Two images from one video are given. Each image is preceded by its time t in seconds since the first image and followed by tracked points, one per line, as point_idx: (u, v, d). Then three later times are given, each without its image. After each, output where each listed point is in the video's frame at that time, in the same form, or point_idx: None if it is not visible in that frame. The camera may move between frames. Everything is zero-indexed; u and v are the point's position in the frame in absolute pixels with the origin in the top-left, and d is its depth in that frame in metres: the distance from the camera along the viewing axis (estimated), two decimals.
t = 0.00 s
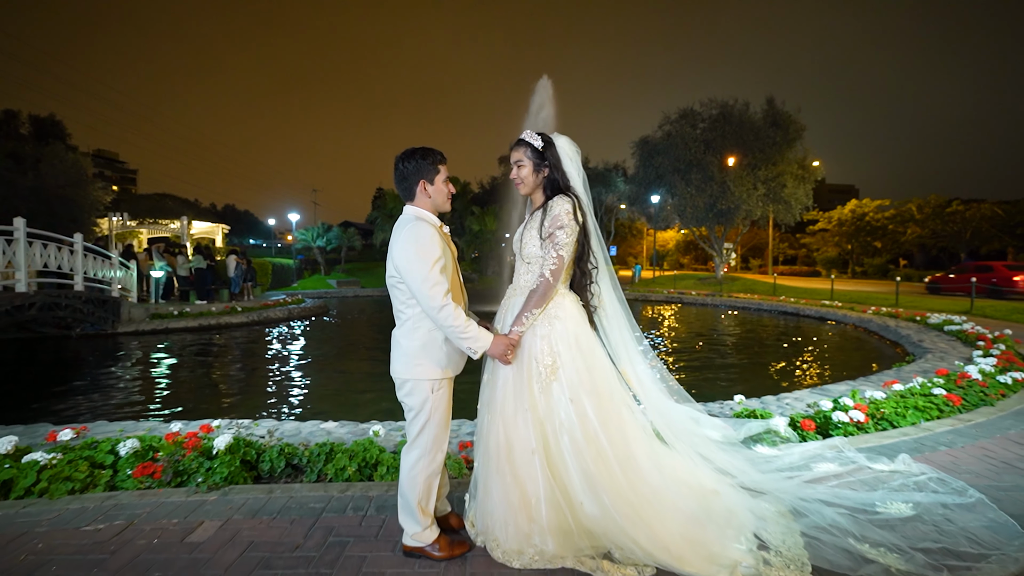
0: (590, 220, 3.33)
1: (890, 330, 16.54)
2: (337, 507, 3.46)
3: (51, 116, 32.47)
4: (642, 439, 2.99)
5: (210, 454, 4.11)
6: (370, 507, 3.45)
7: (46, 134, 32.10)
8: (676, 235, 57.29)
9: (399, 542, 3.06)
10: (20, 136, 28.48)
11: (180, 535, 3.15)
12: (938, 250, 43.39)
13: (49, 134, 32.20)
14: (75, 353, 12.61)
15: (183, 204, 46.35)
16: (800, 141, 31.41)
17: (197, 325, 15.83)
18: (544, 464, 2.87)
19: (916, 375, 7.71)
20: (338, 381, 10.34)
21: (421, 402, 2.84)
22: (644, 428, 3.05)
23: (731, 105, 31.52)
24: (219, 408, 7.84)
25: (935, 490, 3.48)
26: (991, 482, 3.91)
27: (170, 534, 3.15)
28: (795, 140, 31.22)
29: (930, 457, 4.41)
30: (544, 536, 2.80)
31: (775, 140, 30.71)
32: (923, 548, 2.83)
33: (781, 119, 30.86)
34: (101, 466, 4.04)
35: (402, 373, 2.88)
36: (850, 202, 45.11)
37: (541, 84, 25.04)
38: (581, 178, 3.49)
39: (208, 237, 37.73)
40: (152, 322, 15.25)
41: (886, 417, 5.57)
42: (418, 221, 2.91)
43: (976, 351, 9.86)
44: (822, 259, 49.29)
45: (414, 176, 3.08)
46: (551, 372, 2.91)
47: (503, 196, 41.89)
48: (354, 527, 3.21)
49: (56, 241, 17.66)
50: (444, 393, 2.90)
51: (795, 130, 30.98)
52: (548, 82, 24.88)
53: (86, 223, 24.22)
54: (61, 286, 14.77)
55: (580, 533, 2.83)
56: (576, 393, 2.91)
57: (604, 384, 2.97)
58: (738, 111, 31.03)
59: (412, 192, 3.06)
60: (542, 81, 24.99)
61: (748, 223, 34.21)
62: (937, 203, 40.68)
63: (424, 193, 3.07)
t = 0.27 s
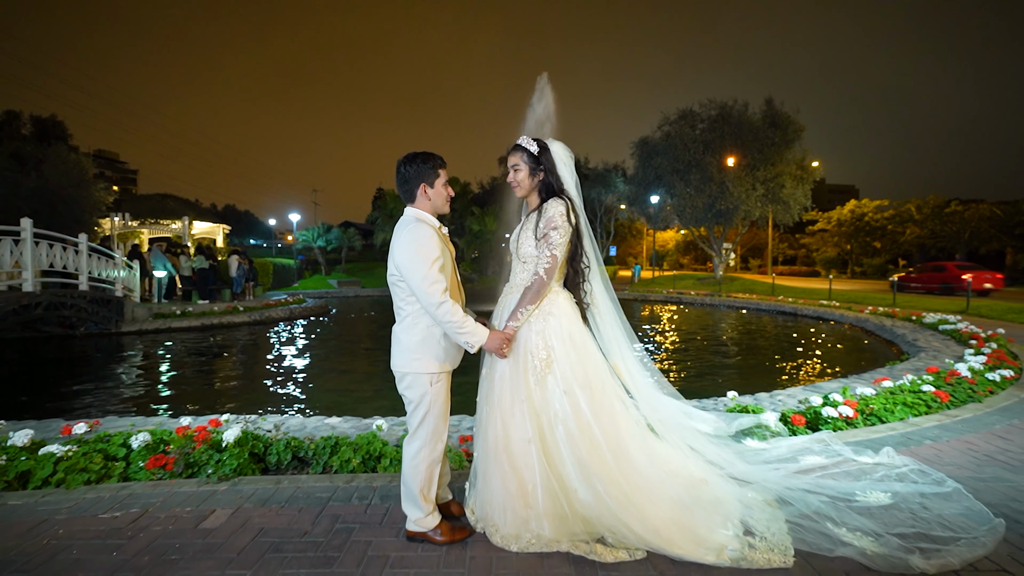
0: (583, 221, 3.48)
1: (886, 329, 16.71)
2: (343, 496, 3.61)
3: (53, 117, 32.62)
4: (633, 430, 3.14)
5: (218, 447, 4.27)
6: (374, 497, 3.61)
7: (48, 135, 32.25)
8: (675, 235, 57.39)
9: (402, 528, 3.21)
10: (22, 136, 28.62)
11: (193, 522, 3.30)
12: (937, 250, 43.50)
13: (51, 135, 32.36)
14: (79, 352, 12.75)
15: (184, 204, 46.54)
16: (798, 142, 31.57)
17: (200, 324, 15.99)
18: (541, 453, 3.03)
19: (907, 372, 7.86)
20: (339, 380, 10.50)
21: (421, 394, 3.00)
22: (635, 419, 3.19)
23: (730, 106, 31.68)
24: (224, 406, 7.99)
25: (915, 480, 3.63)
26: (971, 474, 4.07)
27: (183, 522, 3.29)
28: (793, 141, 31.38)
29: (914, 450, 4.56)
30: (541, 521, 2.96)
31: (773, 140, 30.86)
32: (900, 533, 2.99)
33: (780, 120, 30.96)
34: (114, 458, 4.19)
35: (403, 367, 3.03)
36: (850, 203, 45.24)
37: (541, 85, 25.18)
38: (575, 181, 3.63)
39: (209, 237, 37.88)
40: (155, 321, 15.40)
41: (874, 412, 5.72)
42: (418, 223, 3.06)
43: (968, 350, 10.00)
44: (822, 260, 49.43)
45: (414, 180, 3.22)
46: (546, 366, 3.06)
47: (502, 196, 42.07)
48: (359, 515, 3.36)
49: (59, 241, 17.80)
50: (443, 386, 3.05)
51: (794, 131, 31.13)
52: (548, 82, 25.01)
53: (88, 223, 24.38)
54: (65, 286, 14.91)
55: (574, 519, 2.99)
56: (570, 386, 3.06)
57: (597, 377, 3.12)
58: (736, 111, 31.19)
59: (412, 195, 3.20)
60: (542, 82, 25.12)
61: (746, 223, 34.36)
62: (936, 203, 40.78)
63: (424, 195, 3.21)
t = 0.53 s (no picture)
0: (576, 222, 3.63)
1: (882, 329, 16.89)
2: (349, 486, 3.77)
3: (54, 117, 32.78)
4: (626, 421, 3.29)
5: (228, 440, 4.43)
6: (379, 486, 3.77)
7: (50, 136, 32.40)
8: (675, 235, 57.58)
9: (406, 515, 3.37)
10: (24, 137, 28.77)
11: (207, 510, 3.46)
12: (936, 250, 43.64)
13: (53, 135, 32.51)
14: (84, 351, 12.91)
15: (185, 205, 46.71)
16: (797, 142, 31.73)
17: (202, 324, 16.15)
18: (537, 443, 3.20)
19: (898, 370, 8.02)
20: (342, 379, 10.66)
21: (422, 387, 3.16)
22: (627, 411, 3.35)
23: (729, 106, 31.84)
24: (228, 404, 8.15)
25: (894, 471, 3.81)
26: (951, 466, 4.24)
27: (198, 509, 3.46)
28: (792, 142, 31.53)
29: (900, 445, 4.72)
30: (538, 508, 3.13)
31: (772, 141, 31.00)
32: (875, 518, 3.19)
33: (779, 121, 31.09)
34: (127, 451, 4.35)
35: (404, 361, 3.19)
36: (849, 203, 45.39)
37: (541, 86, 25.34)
38: (568, 184, 3.78)
39: (210, 237, 38.04)
40: (158, 321, 15.56)
41: (863, 408, 5.88)
42: (418, 225, 3.22)
43: (960, 348, 10.17)
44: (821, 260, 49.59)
45: (415, 184, 3.37)
46: (541, 360, 3.22)
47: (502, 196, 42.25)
48: (365, 503, 3.52)
49: (62, 241, 17.95)
50: (443, 379, 3.22)
51: (792, 131, 31.28)
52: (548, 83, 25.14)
53: (90, 223, 24.54)
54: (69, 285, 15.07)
55: (569, 505, 3.16)
56: (564, 379, 3.22)
57: (590, 372, 3.28)
58: (735, 112, 31.37)
59: (413, 199, 3.36)
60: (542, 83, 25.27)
61: (745, 223, 34.53)
62: (935, 203, 40.92)
63: (425, 199, 3.36)
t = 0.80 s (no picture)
0: (570, 224, 3.80)
1: (878, 328, 17.07)
2: (354, 477, 3.94)
3: (56, 118, 32.93)
4: (617, 413, 3.46)
5: (237, 434, 4.60)
6: (383, 477, 3.93)
7: (52, 137, 32.55)
8: (675, 235, 57.75)
9: (409, 503, 3.55)
10: (26, 138, 28.93)
11: (220, 498, 3.63)
12: (935, 250, 43.79)
13: (54, 136, 32.66)
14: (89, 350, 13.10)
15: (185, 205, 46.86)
16: (795, 143, 31.88)
17: (205, 324, 16.31)
18: (533, 434, 3.37)
19: (889, 368, 8.20)
20: (344, 379, 10.83)
21: (424, 381, 3.33)
22: (618, 404, 3.52)
23: (728, 107, 32.01)
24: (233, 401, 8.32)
25: (875, 462, 3.99)
26: (933, 458, 4.41)
27: (211, 498, 3.63)
28: (790, 142, 31.69)
29: (885, 438, 4.90)
30: (534, 495, 3.30)
31: (770, 141, 31.14)
32: (852, 505, 3.37)
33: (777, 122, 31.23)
34: (140, 444, 4.52)
35: (406, 357, 3.36)
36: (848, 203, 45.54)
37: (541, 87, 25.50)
38: (562, 187, 3.95)
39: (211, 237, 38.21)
40: (161, 320, 15.74)
41: (852, 404, 6.05)
42: (419, 228, 3.39)
43: (951, 347, 10.35)
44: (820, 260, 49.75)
45: (416, 188, 3.52)
46: (536, 356, 3.39)
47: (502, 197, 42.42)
48: (369, 492, 3.69)
49: (66, 241, 18.12)
50: (443, 374, 3.38)
51: (791, 132, 31.43)
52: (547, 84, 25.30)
53: (93, 223, 24.70)
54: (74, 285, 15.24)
55: (563, 492, 3.33)
56: (559, 373, 3.39)
57: (583, 366, 3.45)
58: (734, 113, 31.54)
59: (414, 203, 3.52)
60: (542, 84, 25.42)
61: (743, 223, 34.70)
62: (933, 204, 41.06)
63: (425, 203, 3.52)
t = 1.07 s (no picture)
0: (564, 226, 3.97)
1: (874, 327, 17.26)
2: (359, 467, 4.13)
3: (58, 119, 33.12)
4: (609, 405, 3.64)
5: (245, 427, 4.78)
6: (386, 468, 4.12)
7: (54, 138, 32.74)
8: (674, 235, 57.92)
9: (412, 492, 3.73)
10: (28, 139, 29.11)
11: (231, 487, 3.81)
12: (934, 250, 43.93)
13: (57, 137, 32.86)
14: (94, 349, 13.28)
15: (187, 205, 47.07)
16: (794, 144, 32.03)
17: (207, 323, 16.50)
18: (530, 426, 3.55)
19: (879, 365, 8.38)
20: (346, 378, 11.01)
21: (426, 375, 3.50)
22: (610, 397, 3.70)
23: (726, 108, 32.19)
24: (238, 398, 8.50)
25: (856, 454, 4.17)
26: (915, 451, 4.58)
27: (223, 487, 3.81)
28: (789, 143, 31.84)
29: (871, 433, 5.08)
30: (529, 483, 3.48)
31: (769, 142, 31.28)
32: (831, 493, 3.56)
33: (776, 122, 31.38)
34: (152, 438, 4.70)
35: (409, 352, 3.54)
36: (847, 204, 45.71)
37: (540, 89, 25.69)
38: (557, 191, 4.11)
39: (212, 238, 38.43)
40: (165, 320, 15.93)
41: (841, 400, 6.24)
42: (420, 230, 3.56)
43: (943, 345, 10.53)
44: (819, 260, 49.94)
45: (416, 193, 3.69)
46: (531, 351, 3.57)
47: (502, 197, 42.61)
48: (374, 481, 3.88)
49: (70, 241, 18.33)
50: (444, 368, 3.55)
51: (789, 133, 31.58)
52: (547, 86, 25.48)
53: (95, 224, 24.89)
54: (79, 285, 15.43)
55: (558, 481, 3.50)
56: (553, 367, 3.57)
57: (576, 362, 3.63)
58: (733, 114, 31.72)
59: (415, 206, 3.68)
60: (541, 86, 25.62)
61: (742, 224, 34.89)
62: (932, 204, 41.22)
63: (426, 206, 3.68)
